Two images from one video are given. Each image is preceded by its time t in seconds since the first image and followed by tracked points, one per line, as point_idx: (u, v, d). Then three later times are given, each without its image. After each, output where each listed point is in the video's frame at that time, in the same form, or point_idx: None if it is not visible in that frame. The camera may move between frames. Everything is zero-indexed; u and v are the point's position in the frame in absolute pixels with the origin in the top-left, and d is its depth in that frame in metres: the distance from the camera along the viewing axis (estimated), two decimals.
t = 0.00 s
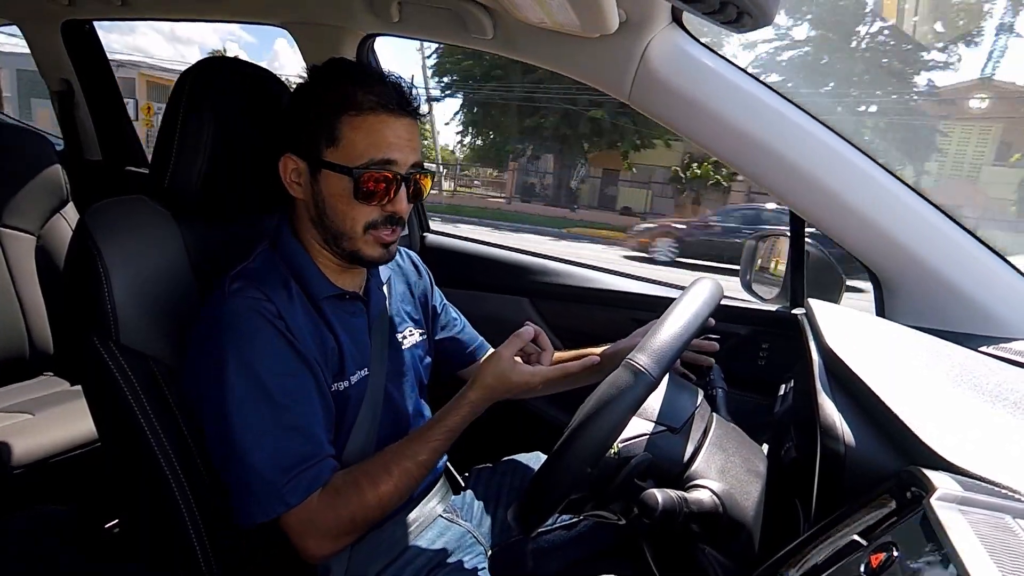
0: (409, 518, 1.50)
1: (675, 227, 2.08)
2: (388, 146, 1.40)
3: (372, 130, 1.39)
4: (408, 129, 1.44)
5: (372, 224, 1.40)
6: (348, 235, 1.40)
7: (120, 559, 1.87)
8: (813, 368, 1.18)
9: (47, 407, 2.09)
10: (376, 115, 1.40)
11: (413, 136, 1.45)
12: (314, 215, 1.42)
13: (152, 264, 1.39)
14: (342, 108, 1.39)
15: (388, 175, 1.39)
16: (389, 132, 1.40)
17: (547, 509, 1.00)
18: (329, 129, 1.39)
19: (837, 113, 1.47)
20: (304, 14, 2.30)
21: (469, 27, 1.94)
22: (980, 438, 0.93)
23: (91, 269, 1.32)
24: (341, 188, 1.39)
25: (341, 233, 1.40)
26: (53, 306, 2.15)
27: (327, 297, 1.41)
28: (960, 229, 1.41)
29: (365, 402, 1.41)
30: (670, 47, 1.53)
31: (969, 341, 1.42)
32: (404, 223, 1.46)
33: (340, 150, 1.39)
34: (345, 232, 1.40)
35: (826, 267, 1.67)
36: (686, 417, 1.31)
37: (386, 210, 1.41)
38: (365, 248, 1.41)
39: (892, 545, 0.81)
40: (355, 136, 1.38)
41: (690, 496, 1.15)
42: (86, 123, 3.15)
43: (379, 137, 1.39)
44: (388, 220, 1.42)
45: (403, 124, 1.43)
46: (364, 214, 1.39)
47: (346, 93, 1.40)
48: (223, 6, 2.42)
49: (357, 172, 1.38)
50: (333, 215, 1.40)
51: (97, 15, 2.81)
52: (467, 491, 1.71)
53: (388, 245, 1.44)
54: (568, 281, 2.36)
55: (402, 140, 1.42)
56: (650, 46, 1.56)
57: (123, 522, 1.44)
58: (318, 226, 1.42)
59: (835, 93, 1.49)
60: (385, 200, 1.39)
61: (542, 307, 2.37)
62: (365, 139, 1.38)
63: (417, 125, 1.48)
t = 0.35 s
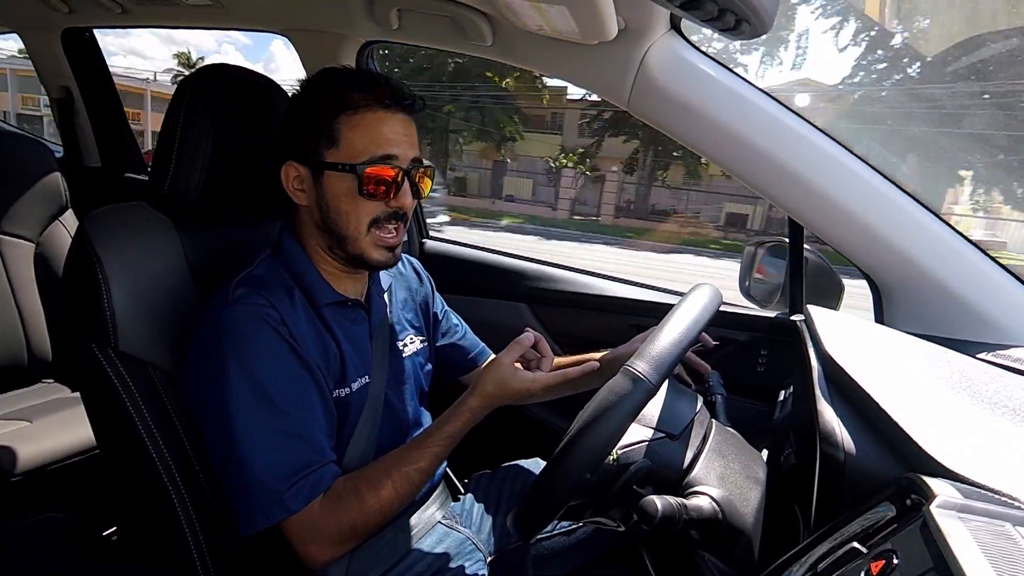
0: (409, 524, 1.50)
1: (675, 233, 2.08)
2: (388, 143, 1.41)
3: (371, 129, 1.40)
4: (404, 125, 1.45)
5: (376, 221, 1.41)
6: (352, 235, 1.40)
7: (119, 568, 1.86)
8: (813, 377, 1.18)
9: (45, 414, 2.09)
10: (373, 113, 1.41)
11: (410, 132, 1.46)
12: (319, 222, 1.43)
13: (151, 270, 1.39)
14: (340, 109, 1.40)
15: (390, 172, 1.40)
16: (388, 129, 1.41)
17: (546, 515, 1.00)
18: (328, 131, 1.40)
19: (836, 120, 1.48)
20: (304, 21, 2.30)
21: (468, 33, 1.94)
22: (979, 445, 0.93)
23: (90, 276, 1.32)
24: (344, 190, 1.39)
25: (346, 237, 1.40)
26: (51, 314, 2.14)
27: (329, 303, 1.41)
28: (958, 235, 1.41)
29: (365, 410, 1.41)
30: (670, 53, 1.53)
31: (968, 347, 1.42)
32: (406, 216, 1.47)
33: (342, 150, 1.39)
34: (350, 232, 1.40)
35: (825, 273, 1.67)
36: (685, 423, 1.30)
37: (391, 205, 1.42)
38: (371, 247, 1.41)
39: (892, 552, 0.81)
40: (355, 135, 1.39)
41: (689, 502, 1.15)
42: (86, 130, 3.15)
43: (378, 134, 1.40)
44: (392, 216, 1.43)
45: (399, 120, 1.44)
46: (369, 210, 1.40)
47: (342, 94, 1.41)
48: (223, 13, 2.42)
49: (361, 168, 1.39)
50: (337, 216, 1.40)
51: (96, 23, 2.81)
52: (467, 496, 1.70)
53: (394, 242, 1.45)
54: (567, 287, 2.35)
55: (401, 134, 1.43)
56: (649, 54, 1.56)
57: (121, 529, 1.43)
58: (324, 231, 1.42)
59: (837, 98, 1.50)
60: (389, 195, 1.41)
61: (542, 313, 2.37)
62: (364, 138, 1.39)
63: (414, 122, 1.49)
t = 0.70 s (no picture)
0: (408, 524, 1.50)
1: (674, 233, 2.09)
2: (368, 126, 1.42)
3: (350, 113, 1.41)
4: (382, 107, 1.46)
5: (368, 205, 1.41)
6: (344, 225, 1.40)
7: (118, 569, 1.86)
8: (812, 376, 1.18)
9: (44, 415, 2.08)
10: (349, 98, 1.42)
11: (389, 114, 1.47)
12: (311, 216, 1.43)
13: (150, 271, 1.39)
14: (318, 98, 1.42)
15: (374, 154, 1.41)
16: (366, 112, 1.43)
17: (544, 517, 1.00)
18: (308, 121, 1.41)
19: (835, 120, 1.47)
20: (303, 21, 2.31)
21: (468, 33, 1.94)
22: (978, 445, 0.93)
23: (89, 276, 1.32)
24: (331, 177, 1.40)
25: (340, 225, 1.40)
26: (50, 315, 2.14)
27: (323, 303, 1.41)
28: (953, 232, 1.42)
29: (362, 410, 1.41)
30: (667, 53, 1.53)
31: (966, 347, 1.43)
32: (398, 199, 1.47)
33: (324, 140, 1.41)
34: (342, 223, 1.40)
35: (824, 274, 1.66)
36: (684, 425, 1.30)
37: (380, 188, 1.43)
38: (366, 234, 1.41)
39: (892, 553, 0.81)
40: (336, 121, 1.41)
41: (688, 503, 1.15)
42: (85, 131, 3.15)
43: (357, 118, 1.42)
44: (383, 199, 1.43)
45: (377, 103, 1.45)
46: (358, 195, 1.41)
47: (319, 84, 1.42)
48: (222, 14, 2.42)
49: (346, 152, 1.40)
50: (325, 206, 1.41)
51: (95, 23, 2.81)
52: (466, 497, 1.70)
53: (391, 226, 1.45)
54: (566, 287, 2.35)
55: (380, 116, 1.44)
56: (647, 54, 1.57)
57: (120, 529, 1.43)
58: (316, 224, 1.42)
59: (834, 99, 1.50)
60: (377, 178, 1.41)
61: (541, 314, 2.37)
62: (344, 124, 1.41)
63: (393, 108, 1.51)
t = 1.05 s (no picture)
0: (408, 522, 1.49)
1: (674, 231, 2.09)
2: (367, 125, 1.42)
3: (349, 113, 1.41)
4: (381, 107, 1.46)
5: (367, 206, 1.41)
6: (344, 225, 1.40)
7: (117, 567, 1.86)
8: (812, 374, 1.18)
9: (44, 413, 2.08)
10: (349, 98, 1.42)
11: (389, 114, 1.47)
12: (310, 214, 1.42)
13: (150, 268, 1.39)
14: (318, 97, 1.41)
15: (373, 153, 1.40)
16: (366, 111, 1.43)
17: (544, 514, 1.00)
18: (307, 121, 1.41)
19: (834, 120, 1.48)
20: (303, 20, 2.30)
21: (468, 32, 1.94)
22: (978, 442, 0.93)
23: (89, 273, 1.32)
24: (330, 176, 1.40)
25: (339, 224, 1.40)
26: (49, 313, 2.14)
27: (323, 302, 1.41)
28: (952, 229, 1.42)
29: (362, 409, 1.41)
30: (668, 51, 1.53)
31: (968, 345, 1.42)
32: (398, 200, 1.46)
33: (324, 139, 1.41)
34: (342, 222, 1.40)
35: (824, 272, 1.66)
36: (683, 423, 1.30)
37: (379, 188, 1.42)
38: (366, 234, 1.41)
39: (892, 550, 0.81)
40: (336, 121, 1.40)
41: (688, 501, 1.15)
42: (85, 128, 3.15)
43: (356, 117, 1.41)
44: (382, 199, 1.43)
45: (376, 103, 1.45)
46: (358, 195, 1.40)
47: (318, 83, 1.42)
48: (222, 12, 2.42)
49: (344, 151, 1.40)
50: (324, 206, 1.40)
51: (95, 21, 2.80)
52: (466, 495, 1.70)
53: (391, 226, 1.44)
54: (566, 285, 2.36)
55: (379, 116, 1.44)
56: (648, 52, 1.56)
57: (120, 527, 1.43)
58: (315, 223, 1.42)
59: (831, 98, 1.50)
60: (377, 178, 1.41)
61: (541, 312, 2.37)
62: (344, 123, 1.40)
63: (393, 107, 1.50)
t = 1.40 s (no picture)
0: (408, 523, 1.50)
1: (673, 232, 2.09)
2: (366, 129, 1.41)
3: (349, 116, 1.40)
4: (380, 108, 1.45)
5: (366, 210, 1.41)
6: (343, 228, 1.40)
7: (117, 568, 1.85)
8: (811, 376, 1.18)
9: (43, 413, 2.08)
10: (349, 101, 1.42)
11: (387, 117, 1.47)
12: (307, 218, 1.43)
13: (149, 270, 1.39)
14: (317, 100, 1.41)
15: (372, 157, 1.41)
16: (365, 114, 1.42)
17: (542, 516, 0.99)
18: (306, 125, 1.41)
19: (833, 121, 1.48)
20: (302, 20, 2.30)
21: (467, 32, 1.94)
22: (977, 444, 0.93)
23: (88, 274, 1.32)
24: (327, 180, 1.39)
25: (336, 228, 1.40)
26: (49, 314, 2.14)
27: (321, 306, 1.41)
28: (950, 230, 1.42)
29: (360, 413, 1.41)
30: (667, 53, 1.53)
31: (968, 346, 1.43)
32: (395, 204, 1.47)
33: (320, 143, 1.40)
34: (340, 226, 1.40)
35: (823, 272, 1.66)
36: (683, 424, 1.29)
37: (377, 193, 1.42)
38: (364, 237, 1.41)
39: (891, 551, 0.81)
40: (334, 124, 1.40)
41: (687, 502, 1.14)
42: (85, 129, 3.15)
43: (355, 121, 1.41)
44: (380, 203, 1.43)
45: (375, 106, 1.44)
46: (355, 201, 1.40)
47: (318, 85, 1.42)
48: (221, 13, 2.42)
49: (341, 155, 1.39)
50: (322, 210, 1.40)
51: (94, 22, 2.80)
52: (465, 497, 1.70)
53: (388, 231, 1.45)
54: (566, 286, 2.36)
55: (379, 119, 1.44)
56: (646, 52, 1.56)
57: (119, 529, 1.43)
58: (313, 226, 1.42)
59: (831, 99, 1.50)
60: (374, 183, 1.41)
61: (541, 312, 2.37)
62: (343, 126, 1.40)
63: (393, 110, 1.50)
